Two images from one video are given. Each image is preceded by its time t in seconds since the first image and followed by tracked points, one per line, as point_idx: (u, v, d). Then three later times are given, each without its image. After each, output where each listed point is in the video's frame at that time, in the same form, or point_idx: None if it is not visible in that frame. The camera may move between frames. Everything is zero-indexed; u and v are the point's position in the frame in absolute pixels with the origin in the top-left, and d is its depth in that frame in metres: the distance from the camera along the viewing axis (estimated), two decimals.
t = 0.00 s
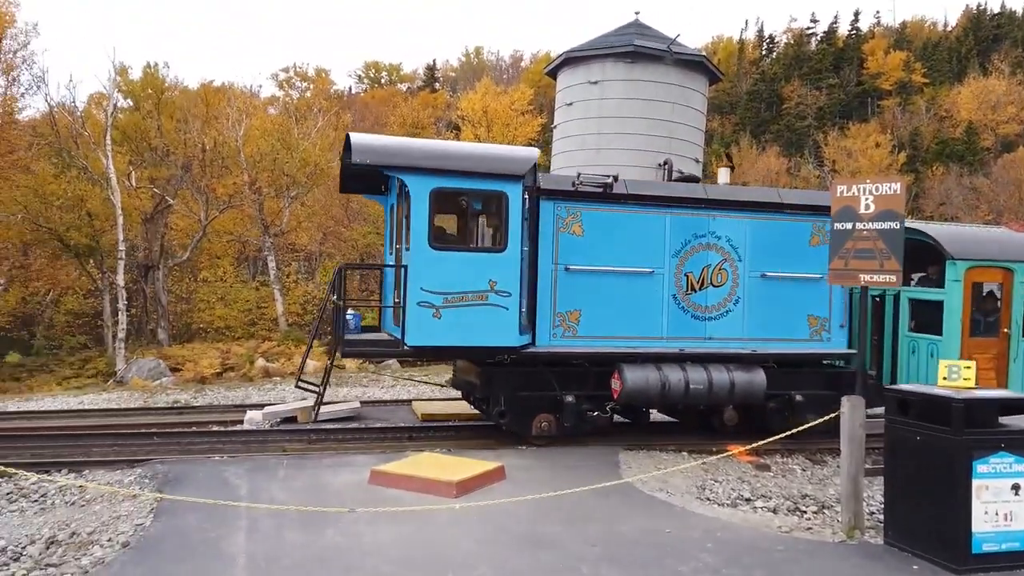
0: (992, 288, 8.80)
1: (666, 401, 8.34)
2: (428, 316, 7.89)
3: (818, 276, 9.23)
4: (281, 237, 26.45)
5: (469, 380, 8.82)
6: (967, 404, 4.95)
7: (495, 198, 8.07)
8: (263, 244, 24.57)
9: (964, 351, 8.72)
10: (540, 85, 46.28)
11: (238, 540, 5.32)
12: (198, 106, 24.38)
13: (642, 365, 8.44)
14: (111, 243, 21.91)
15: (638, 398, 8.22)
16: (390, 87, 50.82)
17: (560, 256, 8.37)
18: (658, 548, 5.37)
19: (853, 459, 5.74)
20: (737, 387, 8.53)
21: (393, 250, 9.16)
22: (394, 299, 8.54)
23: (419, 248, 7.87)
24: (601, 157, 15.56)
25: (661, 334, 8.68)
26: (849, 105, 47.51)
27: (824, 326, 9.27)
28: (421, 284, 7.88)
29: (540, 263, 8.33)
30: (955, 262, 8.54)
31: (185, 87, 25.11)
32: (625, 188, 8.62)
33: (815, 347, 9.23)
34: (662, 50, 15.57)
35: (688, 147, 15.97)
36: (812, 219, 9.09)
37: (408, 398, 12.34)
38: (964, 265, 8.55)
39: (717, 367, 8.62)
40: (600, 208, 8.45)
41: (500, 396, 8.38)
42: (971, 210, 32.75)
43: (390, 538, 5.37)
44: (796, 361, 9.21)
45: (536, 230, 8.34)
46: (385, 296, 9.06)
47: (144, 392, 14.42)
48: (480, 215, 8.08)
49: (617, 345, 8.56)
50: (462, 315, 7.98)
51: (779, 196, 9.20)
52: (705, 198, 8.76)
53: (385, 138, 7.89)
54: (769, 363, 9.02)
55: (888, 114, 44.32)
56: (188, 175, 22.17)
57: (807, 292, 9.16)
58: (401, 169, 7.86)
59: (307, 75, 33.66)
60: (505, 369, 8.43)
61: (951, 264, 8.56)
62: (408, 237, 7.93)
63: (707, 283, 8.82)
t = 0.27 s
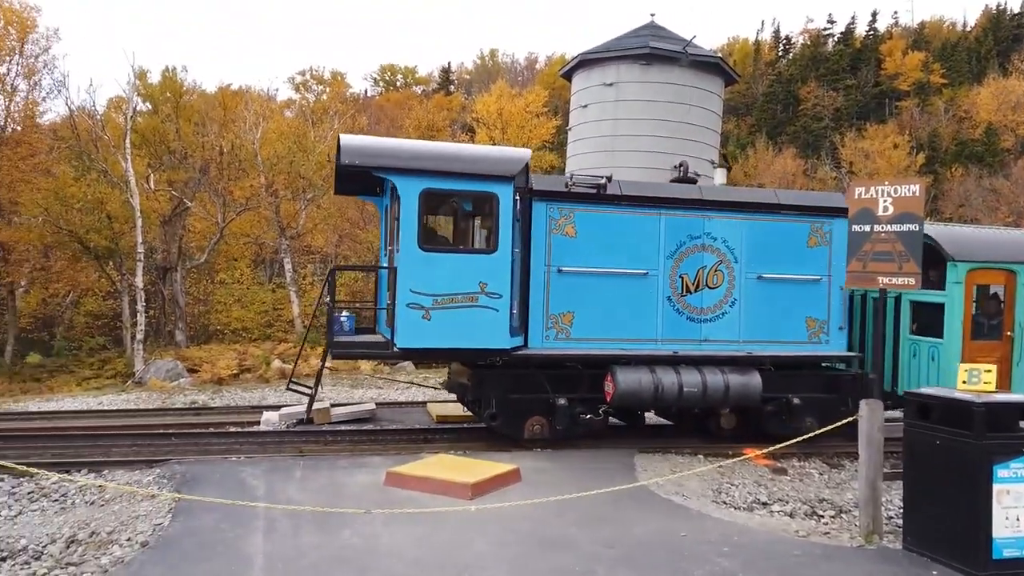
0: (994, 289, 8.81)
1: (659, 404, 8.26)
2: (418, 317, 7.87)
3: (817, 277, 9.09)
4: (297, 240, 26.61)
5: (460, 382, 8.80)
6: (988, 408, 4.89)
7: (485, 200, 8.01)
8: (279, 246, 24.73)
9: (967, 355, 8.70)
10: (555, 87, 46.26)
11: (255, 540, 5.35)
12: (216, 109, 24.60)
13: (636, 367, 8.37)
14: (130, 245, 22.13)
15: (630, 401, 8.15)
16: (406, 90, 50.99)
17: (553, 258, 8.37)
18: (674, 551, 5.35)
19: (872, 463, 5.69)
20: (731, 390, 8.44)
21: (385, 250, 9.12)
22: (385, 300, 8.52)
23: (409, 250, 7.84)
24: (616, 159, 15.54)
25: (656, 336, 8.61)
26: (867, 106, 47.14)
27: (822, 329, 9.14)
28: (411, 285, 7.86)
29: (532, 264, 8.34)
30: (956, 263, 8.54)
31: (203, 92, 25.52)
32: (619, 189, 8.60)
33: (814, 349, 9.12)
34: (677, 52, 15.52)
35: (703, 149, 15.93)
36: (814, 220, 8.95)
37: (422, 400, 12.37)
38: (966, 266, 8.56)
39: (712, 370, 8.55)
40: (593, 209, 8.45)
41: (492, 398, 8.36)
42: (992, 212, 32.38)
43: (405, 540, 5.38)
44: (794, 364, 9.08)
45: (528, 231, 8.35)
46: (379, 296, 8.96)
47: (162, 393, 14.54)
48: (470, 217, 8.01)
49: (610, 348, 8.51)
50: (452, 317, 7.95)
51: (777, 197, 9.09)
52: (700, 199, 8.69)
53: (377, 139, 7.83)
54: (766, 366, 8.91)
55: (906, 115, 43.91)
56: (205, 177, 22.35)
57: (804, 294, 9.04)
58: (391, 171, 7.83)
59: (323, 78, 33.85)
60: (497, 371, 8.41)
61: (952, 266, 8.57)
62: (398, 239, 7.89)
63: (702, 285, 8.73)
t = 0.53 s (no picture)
0: (993, 291, 8.78)
1: (651, 408, 8.17)
2: (406, 320, 7.84)
3: (813, 279, 8.93)
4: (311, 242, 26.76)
5: (450, 384, 8.70)
6: (1007, 412, 4.84)
7: (473, 201, 7.98)
8: (294, 248, 24.88)
9: (966, 358, 8.65)
10: (568, 89, 46.22)
11: (270, 541, 5.37)
12: (232, 112, 24.78)
13: (626, 370, 8.29)
14: (146, 247, 22.31)
15: (621, 404, 8.08)
16: (419, 92, 51.12)
17: (543, 260, 8.33)
18: (688, 555, 5.32)
19: (888, 467, 5.64)
20: (724, 394, 8.32)
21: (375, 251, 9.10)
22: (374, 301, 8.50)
23: (396, 252, 7.81)
24: (629, 161, 15.51)
25: (648, 338, 8.54)
26: (883, 107, 46.80)
27: (818, 331, 8.98)
28: (398, 288, 7.83)
29: (523, 266, 8.31)
30: (954, 265, 8.53)
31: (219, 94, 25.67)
32: (611, 189, 8.54)
33: (810, 352, 8.96)
34: (691, 54, 15.47)
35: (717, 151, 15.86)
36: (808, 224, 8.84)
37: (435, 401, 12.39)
38: (964, 268, 8.54)
39: (705, 373, 8.43)
40: (584, 210, 8.40)
41: (481, 401, 8.27)
42: (1010, 214, 32.06)
43: (418, 542, 5.38)
44: (790, 367, 8.95)
45: (518, 231, 8.26)
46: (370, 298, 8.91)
47: (177, 394, 14.64)
48: (456, 221, 8.02)
49: (601, 350, 8.46)
50: (440, 319, 7.92)
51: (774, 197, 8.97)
52: (693, 200, 8.59)
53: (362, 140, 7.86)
54: (761, 369, 8.78)
55: (923, 116, 43.54)
56: (221, 180, 22.51)
57: (800, 296, 8.91)
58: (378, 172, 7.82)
59: (337, 81, 34.02)
60: (487, 374, 8.33)
61: (950, 267, 8.55)
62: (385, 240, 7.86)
63: (696, 287, 8.62)
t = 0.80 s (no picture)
0: (988, 292, 8.82)
1: (639, 410, 8.09)
2: (391, 321, 7.83)
3: (806, 280, 8.86)
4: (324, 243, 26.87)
5: (438, 386, 8.68)
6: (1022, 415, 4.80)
7: (460, 203, 7.97)
8: (306, 250, 24.99)
9: (961, 359, 8.68)
10: (580, 91, 46.18)
11: (282, 542, 5.40)
12: (245, 115, 24.96)
13: (615, 372, 8.22)
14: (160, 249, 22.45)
15: (609, 406, 8.01)
16: (430, 94, 51.20)
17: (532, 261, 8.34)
18: (700, 558, 5.31)
19: (902, 470, 5.59)
20: (714, 396, 8.22)
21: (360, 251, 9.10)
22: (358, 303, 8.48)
23: (381, 253, 7.80)
24: (641, 163, 15.48)
25: (638, 340, 8.51)
26: (896, 108, 46.50)
27: (811, 333, 8.89)
28: (383, 289, 7.82)
29: (511, 266, 8.31)
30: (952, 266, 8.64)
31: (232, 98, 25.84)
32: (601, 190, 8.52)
33: (804, 354, 8.85)
34: (703, 55, 15.45)
35: (729, 152, 15.81)
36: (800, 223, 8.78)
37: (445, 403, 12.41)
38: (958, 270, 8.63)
39: (694, 375, 8.33)
40: (573, 211, 8.40)
41: (468, 403, 8.23)
42: None
43: (430, 543, 5.39)
44: (783, 368, 8.87)
45: (507, 235, 8.32)
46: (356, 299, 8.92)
47: (191, 395, 14.73)
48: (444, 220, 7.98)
49: (591, 352, 8.44)
50: (425, 321, 7.90)
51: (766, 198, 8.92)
52: (683, 201, 8.56)
53: (349, 141, 7.85)
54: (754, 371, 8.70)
55: (937, 117, 43.20)
56: (235, 183, 22.65)
57: (793, 298, 8.84)
58: (363, 173, 7.76)
59: (349, 84, 34.14)
60: (474, 376, 8.30)
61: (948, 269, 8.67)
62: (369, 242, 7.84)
63: (687, 288, 8.58)
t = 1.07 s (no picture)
0: (981, 293, 8.71)
1: (626, 411, 8.08)
2: (374, 322, 7.77)
3: (796, 281, 8.83)
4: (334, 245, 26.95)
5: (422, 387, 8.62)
6: None
7: (444, 203, 7.91)
8: (316, 251, 25.07)
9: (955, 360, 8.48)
10: (589, 92, 46.17)
11: (293, 542, 5.42)
12: (256, 117, 25.09)
13: (602, 373, 8.20)
14: (172, 250, 22.57)
15: (595, 407, 7.99)
16: (440, 96, 51.31)
17: (519, 262, 8.36)
18: (710, 560, 5.30)
19: (914, 472, 5.56)
20: (702, 398, 8.19)
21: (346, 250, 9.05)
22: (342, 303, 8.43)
23: (363, 253, 7.73)
24: (650, 164, 15.45)
25: (625, 342, 8.51)
26: (908, 108, 46.23)
27: (801, 334, 8.85)
28: (366, 290, 7.75)
29: (498, 266, 8.34)
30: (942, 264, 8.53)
31: (243, 100, 25.97)
32: (589, 190, 8.54)
33: (794, 355, 8.80)
34: (713, 56, 15.41)
35: (739, 153, 15.76)
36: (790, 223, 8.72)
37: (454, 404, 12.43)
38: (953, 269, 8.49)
39: (682, 376, 8.30)
40: (560, 211, 8.42)
41: (453, 404, 8.20)
42: None
43: (440, 544, 5.41)
44: (773, 370, 8.82)
45: (493, 236, 8.35)
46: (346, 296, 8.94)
47: (202, 396, 14.82)
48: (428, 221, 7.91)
49: (578, 353, 8.44)
50: (409, 322, 7.85)
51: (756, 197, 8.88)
52: (671, 201, 8.55)
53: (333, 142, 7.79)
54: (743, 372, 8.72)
55: (949, 117, 42.91)
56: (245, 184, 22.74)
57: (782, 298, 8.81)
58: (345, 174, 7.69)
59: (359, 85, 34.25)
60: (459, 377, 8.26)
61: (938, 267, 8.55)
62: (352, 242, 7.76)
63: (675, 289, 8.57)
